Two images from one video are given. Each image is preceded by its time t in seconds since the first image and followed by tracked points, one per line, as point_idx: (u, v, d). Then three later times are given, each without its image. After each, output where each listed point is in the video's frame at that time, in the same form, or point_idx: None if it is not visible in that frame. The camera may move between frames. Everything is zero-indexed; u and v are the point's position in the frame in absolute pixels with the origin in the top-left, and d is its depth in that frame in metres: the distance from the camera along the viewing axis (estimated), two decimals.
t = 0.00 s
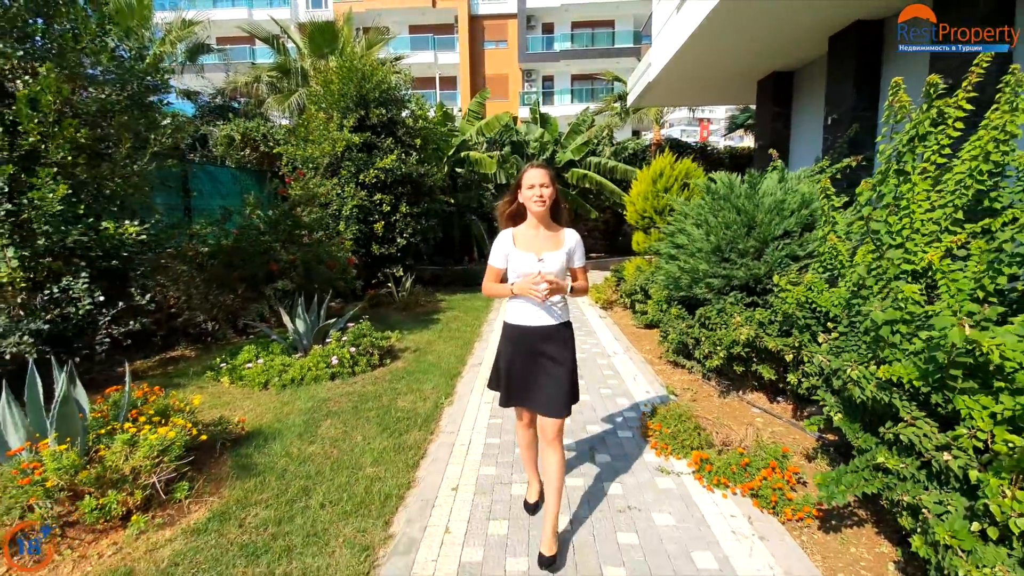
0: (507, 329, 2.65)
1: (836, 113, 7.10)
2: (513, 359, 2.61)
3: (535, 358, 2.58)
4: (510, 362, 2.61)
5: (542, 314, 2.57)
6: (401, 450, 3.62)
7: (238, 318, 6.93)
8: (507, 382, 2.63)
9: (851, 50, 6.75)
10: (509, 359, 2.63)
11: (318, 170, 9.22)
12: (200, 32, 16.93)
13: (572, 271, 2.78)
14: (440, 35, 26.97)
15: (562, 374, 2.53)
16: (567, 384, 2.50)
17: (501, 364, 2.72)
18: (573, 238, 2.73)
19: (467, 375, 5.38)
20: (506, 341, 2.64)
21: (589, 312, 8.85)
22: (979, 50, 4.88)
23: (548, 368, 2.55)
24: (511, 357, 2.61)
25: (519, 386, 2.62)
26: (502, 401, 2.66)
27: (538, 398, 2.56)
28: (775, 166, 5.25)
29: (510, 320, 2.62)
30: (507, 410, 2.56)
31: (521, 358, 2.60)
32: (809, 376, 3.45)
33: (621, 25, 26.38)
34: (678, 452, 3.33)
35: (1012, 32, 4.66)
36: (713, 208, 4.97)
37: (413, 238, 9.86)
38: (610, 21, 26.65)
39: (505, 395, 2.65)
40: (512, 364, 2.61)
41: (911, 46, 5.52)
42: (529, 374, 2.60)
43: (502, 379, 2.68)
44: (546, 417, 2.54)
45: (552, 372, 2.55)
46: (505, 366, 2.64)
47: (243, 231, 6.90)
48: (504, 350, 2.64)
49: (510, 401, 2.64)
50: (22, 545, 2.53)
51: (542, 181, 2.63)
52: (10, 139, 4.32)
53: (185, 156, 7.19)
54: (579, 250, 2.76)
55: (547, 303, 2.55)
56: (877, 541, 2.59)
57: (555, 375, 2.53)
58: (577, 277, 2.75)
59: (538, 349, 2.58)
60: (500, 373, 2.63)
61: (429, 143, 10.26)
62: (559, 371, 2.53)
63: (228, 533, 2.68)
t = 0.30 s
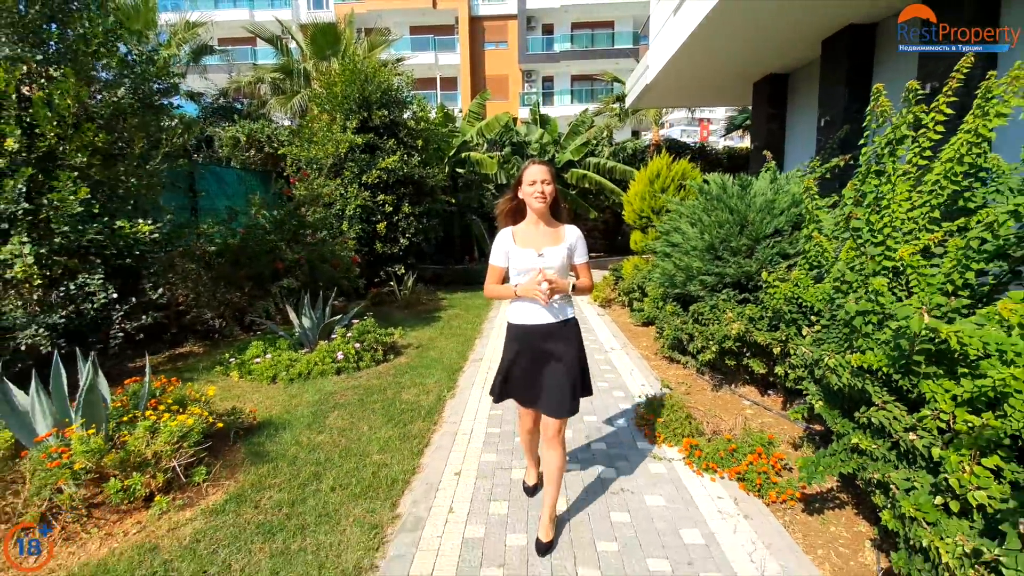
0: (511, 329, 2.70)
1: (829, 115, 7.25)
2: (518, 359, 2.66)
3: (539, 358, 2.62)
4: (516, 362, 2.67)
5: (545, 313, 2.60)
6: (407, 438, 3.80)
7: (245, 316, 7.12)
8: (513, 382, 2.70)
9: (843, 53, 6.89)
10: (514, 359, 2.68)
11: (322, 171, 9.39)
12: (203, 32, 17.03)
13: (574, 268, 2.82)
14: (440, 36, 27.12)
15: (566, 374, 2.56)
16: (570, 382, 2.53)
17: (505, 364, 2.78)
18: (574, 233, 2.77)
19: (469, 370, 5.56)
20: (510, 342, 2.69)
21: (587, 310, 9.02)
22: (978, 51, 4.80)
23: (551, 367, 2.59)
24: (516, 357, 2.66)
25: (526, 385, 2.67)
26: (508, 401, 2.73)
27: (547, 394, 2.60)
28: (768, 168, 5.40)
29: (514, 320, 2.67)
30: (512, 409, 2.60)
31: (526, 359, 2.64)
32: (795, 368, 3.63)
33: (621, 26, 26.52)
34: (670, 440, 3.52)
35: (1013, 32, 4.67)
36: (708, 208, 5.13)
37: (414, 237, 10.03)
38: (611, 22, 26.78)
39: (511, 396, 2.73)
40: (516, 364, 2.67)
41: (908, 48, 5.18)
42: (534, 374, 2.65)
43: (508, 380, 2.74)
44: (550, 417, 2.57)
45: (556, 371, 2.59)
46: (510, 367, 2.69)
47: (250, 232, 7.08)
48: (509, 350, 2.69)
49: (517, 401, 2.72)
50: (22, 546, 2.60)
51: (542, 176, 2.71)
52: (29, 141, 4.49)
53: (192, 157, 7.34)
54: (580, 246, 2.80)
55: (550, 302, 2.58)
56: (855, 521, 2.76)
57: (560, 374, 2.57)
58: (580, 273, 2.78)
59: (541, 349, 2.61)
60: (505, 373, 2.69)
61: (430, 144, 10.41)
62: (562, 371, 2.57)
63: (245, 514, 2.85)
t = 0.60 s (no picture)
0: (514, 327, 2.75)
1: (823, 117, 7.42)
2: (523, 356, 2.69)
3: (544, 353, 2.70)
4: (520, 360, 2.69)
5: (543, 309, 2.68)
6: (413, 429, 3.97)
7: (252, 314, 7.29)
8: (515, 382, 2.69)
9: (837, 57, 7.06)
10: (518, 358, 2.70)
11: (326, 172, 9.56)
12: (206, 35, 17.19)
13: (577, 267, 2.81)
14: (441, 36, 27.28)
15: (571, 367, 2.71)
16: (577, 374, 2.68)
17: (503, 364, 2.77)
18: (579, 232, 2.79)
19: (472, 365, 5.74)
20: (512, 340, 2.73)
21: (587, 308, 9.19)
22: (978, 51, 4.86)
23: (557, 361, 2.70)
24: (521, 354, 2.68)
25: (531, 384, 2.69)
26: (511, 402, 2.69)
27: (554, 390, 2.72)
28: (761, 169, 5.56)
29: (517, 317, 2.72)
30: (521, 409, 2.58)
31: (531, 355, 2.69)
32: (784, 361, 3.80)
33: (621, 28, 26.67)
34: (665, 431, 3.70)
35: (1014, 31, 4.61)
36: (703, 208, 5.29)
37: (417, 237, 10.20)
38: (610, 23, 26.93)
39: (515, 397, 2.68)
40: (521, 362, 2.69)
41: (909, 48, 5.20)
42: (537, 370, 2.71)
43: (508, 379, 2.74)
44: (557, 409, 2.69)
45: (561, 365, 2.70)
46: (513, 365, 2.72)
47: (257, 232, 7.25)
48: (511, 348, 2.71)
49: (519, 402, 2.68)
50: (22, 547, 2.63)
51: (543, 174, 2.77)
52: (48, 144, 4.66)
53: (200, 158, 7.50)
54: (585, 245, 2.80)
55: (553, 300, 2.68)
56: (838, 504, 2.93)
57: (566, 368, 2.71)
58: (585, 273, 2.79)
59: (546, 344, 2.69)
60: (509, 372, 2.68)
61: (433, 145, 10.57)
62: (567, 364, 2.71)
63: (262, 497, 3.03)
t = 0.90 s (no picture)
0: (514, 327, 2.77)
1: (818, 120, 7.61)
2: (523, 357, 2.71)
3: (543, 354, 2.74)
4: (520, 361, 2.71)
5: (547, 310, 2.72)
6: (419, 419, 4.15)
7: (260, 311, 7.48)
8: (515, 382, 2.71)
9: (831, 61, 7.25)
10: (518, 358, 2.72)
11: (331, 173, 9.74)
12: (210, 36, 17.40)
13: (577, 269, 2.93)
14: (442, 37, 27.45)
15: (569, 367, 2.77)
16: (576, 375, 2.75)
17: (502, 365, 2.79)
18: (580, 234, 2.90)
19: (474, 360, 5.92)
20: (512, 340, 2.75)
21: (587, 306, 9.36)
22: (979, 50, 4.96)
23: (556, 362, 2.74)
24: (522, 355, 2.70)
25: (529, 384, 2.71)
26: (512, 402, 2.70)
27: (551, 391, 2.77)
28: (755, 170, 5.74)
29: (517, 317, 2.76)
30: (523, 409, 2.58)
31: (530, 356, 2.72)
32: (774, 355, 3.98)
33: (621, 28, 26.81)
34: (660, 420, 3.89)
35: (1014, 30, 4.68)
36: (698, 208, 5.47)
37: (419, 237, 10.38)
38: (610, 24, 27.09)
39: (515, 397, 2.69)
40: (521, 363, 2.71)
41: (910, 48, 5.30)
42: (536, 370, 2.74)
43: (508, 380, 2.75)
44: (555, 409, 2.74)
45: (560, 366, 2.75)
46: (512, 365, 2.74)
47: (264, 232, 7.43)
48: (511, 348, 2.73)
49: (520, 402, 2.69)
50: (22, 548, 2.64)
51: (548, 178, 2.85)
52: (68, 145, 4.84)
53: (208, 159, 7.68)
54: (585, 247, 2.92)
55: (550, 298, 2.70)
56: (822, 486, 3.11)
57: (565, 368, 2.76)
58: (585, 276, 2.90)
59: (545, 345, 2.73)
60: (510, 373, 2.69)
61: (435, 146, 10.75)
62: (566, 365, 2.77)
63: (279, 480, 3.21)
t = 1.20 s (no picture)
0: (512, 327, 2.84)
1: (811, 123, 7.79)
2: (522, 357, 2.78)
3: (541, 355, 2.81)
4: (519, 361, 2.77)
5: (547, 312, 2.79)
6: (424, 411, 4.33)
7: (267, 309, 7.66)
8: (514, 382, 2.78)
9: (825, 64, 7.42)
10: (517, 359, 2.78)
11: (335, 174, 9.91)
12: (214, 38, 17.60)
13: (575, 267, 3.04)
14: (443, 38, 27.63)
15: (567, 370, 2.85)
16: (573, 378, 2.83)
17: (501, 364, 2.85)
18: (574, 233, 3.03)
19: (477, 356, 6.11)
20: (511, 340, 2.82)
21: (586, 305, 9.54)
22: (976, 49, 5.04)
23: (554, 364, 2.82)
24: (521, 356, 2.77)
25: (526, 384, 2.77)
26: (511, 400, 2.76)
27: (548, 393, 2.84)
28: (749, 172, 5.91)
29: (514, 317, 2.83)
30: (521, 408, 2.63)
31: (529, 358, 2.79)
32: (765, 349, 4.15)
33: (621, 29, 26.92)
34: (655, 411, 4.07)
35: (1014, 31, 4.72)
36: (694, 209, 5.65)
37: (422, 237, 10.55)
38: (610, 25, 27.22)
39: (514, 396, 2.75)
40: (520, 363, 2.77)
41: (910, 48, 5.32)
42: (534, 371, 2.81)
43: (507, 379, 2.81)
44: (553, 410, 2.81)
45: (557, 368, 2.83)
46: (510, 365, 2.80)
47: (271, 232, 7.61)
48: (510, 348, 2.80)
49: (518, 401, 2.75)
50: (22, 549, 2.64)
51: (544, 179, 2.97)
52: (85, 147, 5.01)
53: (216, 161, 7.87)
54: (580, 245, 3.05)
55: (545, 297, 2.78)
56: (808, 472, 3.29)
57: (562, 371, 2.84)
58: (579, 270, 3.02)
59: (544, 346, 2.81)
60: (509, 373, 2.75)
61: (437, 147, 10.91)
62: (564, 368, 2.85)
63: (293, 466, 3.39)
